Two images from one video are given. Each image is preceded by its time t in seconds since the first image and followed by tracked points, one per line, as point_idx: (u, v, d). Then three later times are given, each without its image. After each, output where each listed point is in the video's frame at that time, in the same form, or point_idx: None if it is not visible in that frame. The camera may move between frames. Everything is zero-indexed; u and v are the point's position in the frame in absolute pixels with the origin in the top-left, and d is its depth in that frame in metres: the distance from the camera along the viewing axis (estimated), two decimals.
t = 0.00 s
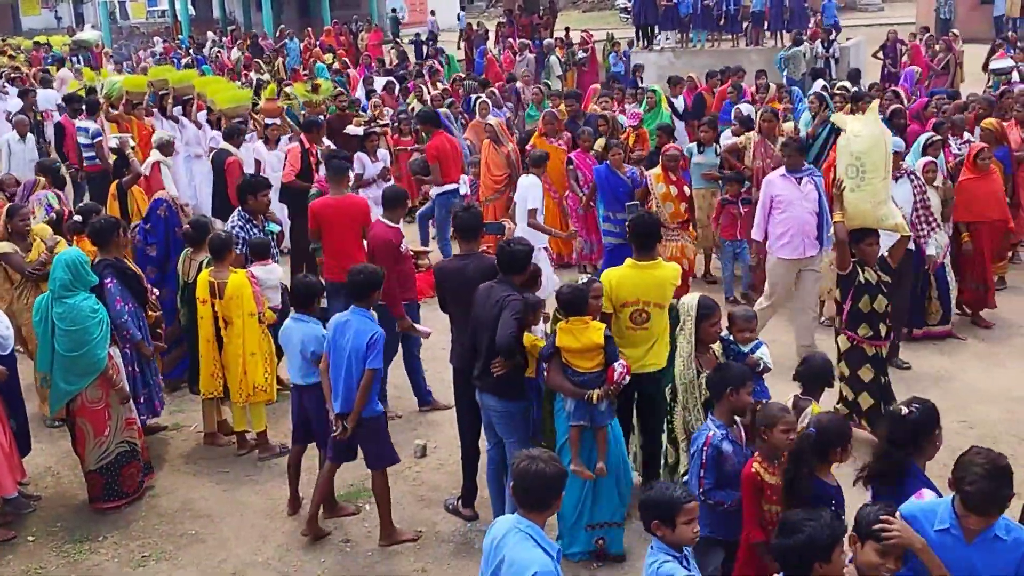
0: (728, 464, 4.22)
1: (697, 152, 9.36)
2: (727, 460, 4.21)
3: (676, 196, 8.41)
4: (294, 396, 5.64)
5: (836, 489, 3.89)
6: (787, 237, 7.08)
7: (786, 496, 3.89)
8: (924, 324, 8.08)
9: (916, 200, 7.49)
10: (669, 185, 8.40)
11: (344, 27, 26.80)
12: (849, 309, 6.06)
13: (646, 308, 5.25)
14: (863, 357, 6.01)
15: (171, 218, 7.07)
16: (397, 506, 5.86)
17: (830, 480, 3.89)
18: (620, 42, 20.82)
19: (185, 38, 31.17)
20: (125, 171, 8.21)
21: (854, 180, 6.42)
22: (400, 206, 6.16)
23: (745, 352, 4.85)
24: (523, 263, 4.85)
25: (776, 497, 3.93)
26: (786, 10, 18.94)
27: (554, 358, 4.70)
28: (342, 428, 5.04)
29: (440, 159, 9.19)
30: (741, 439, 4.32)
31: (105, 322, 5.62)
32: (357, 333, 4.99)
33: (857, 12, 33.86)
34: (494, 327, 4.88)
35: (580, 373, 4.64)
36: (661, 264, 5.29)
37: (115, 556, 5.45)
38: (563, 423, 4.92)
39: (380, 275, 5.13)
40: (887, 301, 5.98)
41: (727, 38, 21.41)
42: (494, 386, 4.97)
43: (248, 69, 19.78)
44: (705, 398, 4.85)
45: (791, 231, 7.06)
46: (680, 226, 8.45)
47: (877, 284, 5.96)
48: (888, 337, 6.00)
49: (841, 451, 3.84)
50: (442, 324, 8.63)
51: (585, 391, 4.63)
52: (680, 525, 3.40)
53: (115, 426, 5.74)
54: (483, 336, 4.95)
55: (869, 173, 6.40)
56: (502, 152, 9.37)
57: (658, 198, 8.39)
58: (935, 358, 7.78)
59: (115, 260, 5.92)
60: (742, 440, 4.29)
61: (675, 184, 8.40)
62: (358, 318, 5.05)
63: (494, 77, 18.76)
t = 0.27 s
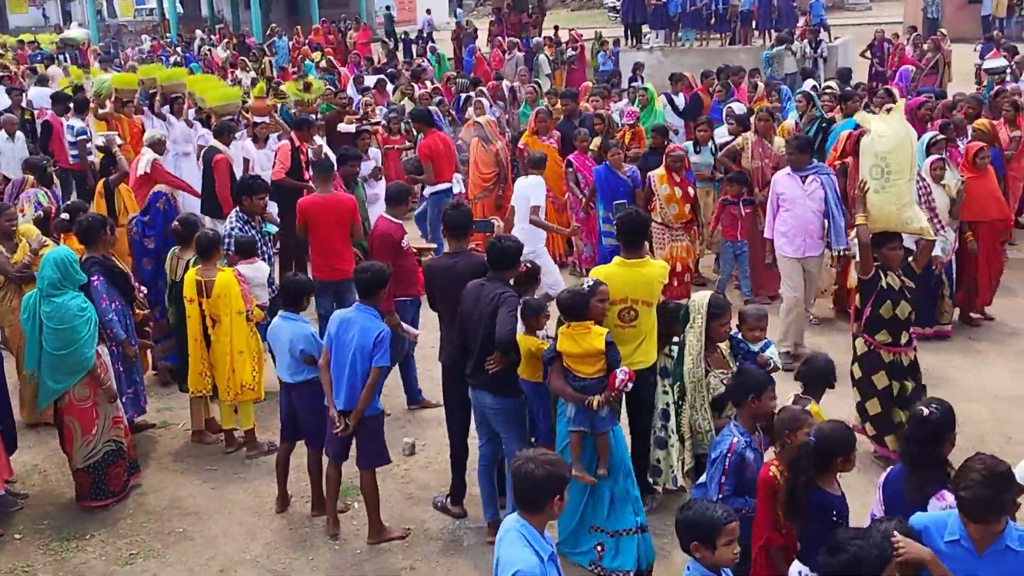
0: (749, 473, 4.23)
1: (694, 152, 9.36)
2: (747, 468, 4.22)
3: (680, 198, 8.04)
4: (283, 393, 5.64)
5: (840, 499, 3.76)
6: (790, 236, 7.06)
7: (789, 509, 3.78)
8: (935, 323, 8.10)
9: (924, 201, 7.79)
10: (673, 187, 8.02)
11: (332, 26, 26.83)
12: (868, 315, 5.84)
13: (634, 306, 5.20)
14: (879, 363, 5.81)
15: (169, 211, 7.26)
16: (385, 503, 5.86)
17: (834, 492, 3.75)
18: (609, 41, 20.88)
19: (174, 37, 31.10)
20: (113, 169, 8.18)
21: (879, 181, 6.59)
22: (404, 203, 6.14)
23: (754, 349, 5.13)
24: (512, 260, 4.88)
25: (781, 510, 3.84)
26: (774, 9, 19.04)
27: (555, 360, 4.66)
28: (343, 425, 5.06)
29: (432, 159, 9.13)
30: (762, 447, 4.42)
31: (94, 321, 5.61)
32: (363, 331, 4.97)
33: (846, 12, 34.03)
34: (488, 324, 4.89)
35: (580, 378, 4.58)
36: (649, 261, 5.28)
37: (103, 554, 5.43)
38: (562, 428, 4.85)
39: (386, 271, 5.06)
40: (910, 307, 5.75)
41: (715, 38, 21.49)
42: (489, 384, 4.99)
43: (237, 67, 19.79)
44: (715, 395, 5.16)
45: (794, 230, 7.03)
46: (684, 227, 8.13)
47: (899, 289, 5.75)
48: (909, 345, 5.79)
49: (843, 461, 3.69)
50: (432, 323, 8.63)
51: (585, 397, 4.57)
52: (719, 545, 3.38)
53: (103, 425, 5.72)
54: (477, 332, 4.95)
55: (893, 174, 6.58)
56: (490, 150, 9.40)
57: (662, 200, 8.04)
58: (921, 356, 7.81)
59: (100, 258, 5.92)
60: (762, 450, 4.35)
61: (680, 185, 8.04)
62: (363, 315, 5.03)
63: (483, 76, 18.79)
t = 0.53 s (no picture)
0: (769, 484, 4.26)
1: (696, 157, 9.15)
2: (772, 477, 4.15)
3: (687, 203, 8.23)
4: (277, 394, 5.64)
5: (852, 510, 3.63)
6: (805, 244, 6.96)
7: (803, 528, 3.65)
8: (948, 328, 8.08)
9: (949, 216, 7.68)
10: (678, 192, 8.21)
11: (328, 26, 26.88)
12: (898, 332, 5.62)
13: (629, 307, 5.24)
14: (904, 381, 5.64)
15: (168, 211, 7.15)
16: (380, 504, 5.86)
17: (844, 502, 3.63)
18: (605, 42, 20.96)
19: (169, 37, 31.08)
20: (108, 170, 8.17)
21: (914, 196, 6.84)
22: (407, 206, 6.18)
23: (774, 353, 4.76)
24: (520, 259, 4.93)
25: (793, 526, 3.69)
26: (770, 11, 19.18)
27: (570, 362, 4.69)
28: (345, 426, 5.05)
29: (437, 162, 8.97)
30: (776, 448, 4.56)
31: (89, 322, 5.58)
32: (360, 329, 5.00)
33: (839, 13, 34.19)
34: (498, 322, 4.89)
35: (597, 378, 4.59)
36: (643, 263, 5.34)
37: (97, 556, 5.42)
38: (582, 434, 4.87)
39: (379, 270, 5.07)
40: (941, 325, 5.53)
41: (711, 39, 21.57)
42: (500, 383, 4.98)
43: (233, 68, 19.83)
44: (731, 403, 4.71)
45: (809, 237, 6.94)
46: (692, 232, 8.34)
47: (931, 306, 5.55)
48: (937, 365, 5.60)
49: (853, 473, 3.57)
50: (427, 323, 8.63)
51: (601, 398, 4.56)
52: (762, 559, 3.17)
53: (98, 426, 5.70)
54: (481, 332, 4.96)
55: (929, 189, 6.84)
56: (488, 151, 9.39)
57: (669, 206, 8.21)
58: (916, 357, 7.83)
59: (94, 258, 5.90)
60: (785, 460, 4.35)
61: (685, 189, 8.23)
62: (359, 314, 5.05)
63: (478, 76, 18.86)
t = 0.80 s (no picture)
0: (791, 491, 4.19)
1: (704, 157, 9.09)
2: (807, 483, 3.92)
3: (697, 201, 8.19)
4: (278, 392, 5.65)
5: (873, 521, 3.62)
6: (830, 246, 7.03)
7: (823, 539, 3.66)
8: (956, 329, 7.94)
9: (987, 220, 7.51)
10: (686, 191, 8.16)
11: (327, 24, 26.89)
12: (940, 340, 5.38)
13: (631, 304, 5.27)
14: (953, 395, 5.42)
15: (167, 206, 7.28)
16: (381, 502, 5.86)
17: (865, 513, 3.63)
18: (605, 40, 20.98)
19: (168, 35, 31.12)
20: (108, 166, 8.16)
21: (956, 199, 6.52)
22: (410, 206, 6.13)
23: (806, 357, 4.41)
24: (541, 255, 4.95)
25: (816, 541, 3.71)
26: (770, 9, 19.21)
27: (585, 364, 4.70)
28: (347, 423, 5.04)
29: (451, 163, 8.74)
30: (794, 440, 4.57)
31: (90, 319, 5.59)
32: (358, 325, 5.02)
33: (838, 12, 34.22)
34: (520, 319, 4.91)
35: (610, 381, 4.60)
36: (644, 259, 5.33)
37: (97, 553, 5.42)
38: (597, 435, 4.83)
39: (369, 265, 5.07)
40: (985, 332, 5.31)
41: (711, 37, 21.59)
42: (521, 379, 4.99)
43: (232, 65, 19.83)
44: (766, 409, 4.35)
45: (834, 239, 7.02)
46: (702, 231, 8.32)
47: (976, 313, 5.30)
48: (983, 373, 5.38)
49: (872, 483, 3.57)
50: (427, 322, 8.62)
51: (616, 400, 4.56)
52: None
53: (99, 424, 5.70)
54: (502, 333, 4.97)
55: (972, 192, 6.51)
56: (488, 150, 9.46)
57: (679, 205, 8.16)
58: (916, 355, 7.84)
59: (92, 255, 5.90)
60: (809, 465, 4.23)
61: (691, 188, 8.19)
62: (352, 310, 5.06)
63: (478, 73, 18.87)
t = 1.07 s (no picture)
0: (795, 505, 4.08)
1: (694, 160, 9.08)
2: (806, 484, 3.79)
3: (683, 204, 8.08)
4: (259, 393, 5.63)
5: (873, 530, 3.47)
6: (830, 250, 6.81)
7: (821, 547, 3.48)
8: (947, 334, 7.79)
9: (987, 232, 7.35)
10: (671, 195, 8.02)
11: (311, 24, 26.92)
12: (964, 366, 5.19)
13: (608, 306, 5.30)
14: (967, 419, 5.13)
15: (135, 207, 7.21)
16: (362, 502, 5.87)
17: (864, 522, 3.46)
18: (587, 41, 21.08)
19: (151, 35, 31.12)
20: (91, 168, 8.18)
21: (983, 216, 6.48)
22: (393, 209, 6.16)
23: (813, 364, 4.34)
24: (535, 255, 4.94)
25: (814, 550, 3.52)
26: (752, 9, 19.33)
27: (578, 374, 4.67)
28: (327, 422, 5.05)
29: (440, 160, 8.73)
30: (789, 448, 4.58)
31: (73, 318, 5.59)
32: (335, 324, 5.03)
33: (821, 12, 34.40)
34: (518, 320, 4.95)
35: (604, 389, 4.59)
36: (624, 261, 5.33)
37: (78, 554, 5.42)
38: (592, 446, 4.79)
39: (339, 264, 5.09)
40: (1012, 356, 5.11)
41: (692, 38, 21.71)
42: (516, 378, 5.04)
43: (215, 66, 19.83)
44: (777, 418, 4.20)
45: (834, 243, 6.79)
46: (688, 234, 8.25)
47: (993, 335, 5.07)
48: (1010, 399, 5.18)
49: (869, 492, 3.39)
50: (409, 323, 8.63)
51: (612, 410, 4.54)
52: None
53: (82, 424, 5.72)
54: (500, 331, 5.00)
55: (998, 210, 6.47)
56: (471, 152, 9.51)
57: (664, 209, 8.07)
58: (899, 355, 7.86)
59: (73, 255, 5.92)
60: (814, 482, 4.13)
61: (678, 191, 8.04)
62: (327, 310, 5.07)
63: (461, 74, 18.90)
